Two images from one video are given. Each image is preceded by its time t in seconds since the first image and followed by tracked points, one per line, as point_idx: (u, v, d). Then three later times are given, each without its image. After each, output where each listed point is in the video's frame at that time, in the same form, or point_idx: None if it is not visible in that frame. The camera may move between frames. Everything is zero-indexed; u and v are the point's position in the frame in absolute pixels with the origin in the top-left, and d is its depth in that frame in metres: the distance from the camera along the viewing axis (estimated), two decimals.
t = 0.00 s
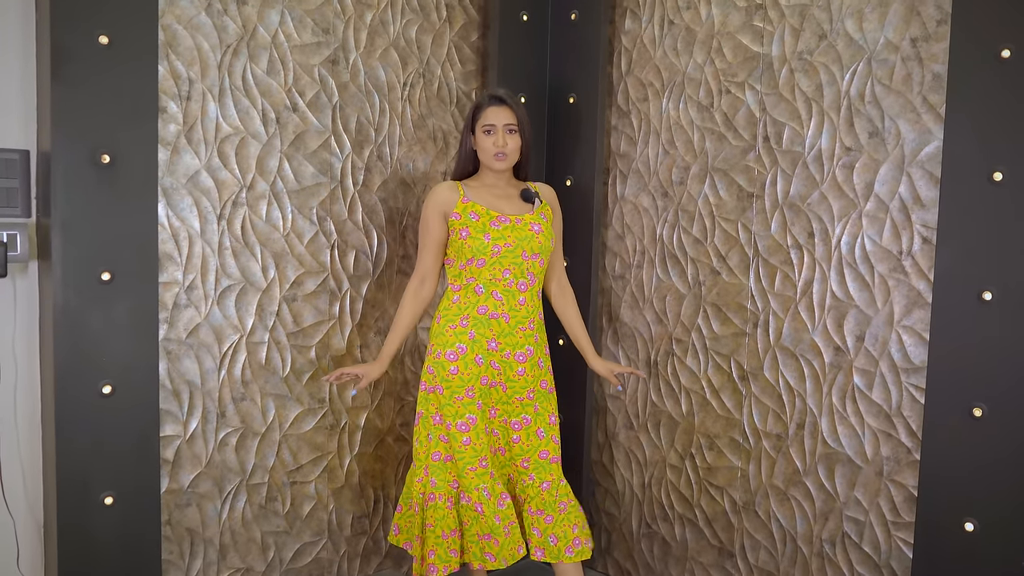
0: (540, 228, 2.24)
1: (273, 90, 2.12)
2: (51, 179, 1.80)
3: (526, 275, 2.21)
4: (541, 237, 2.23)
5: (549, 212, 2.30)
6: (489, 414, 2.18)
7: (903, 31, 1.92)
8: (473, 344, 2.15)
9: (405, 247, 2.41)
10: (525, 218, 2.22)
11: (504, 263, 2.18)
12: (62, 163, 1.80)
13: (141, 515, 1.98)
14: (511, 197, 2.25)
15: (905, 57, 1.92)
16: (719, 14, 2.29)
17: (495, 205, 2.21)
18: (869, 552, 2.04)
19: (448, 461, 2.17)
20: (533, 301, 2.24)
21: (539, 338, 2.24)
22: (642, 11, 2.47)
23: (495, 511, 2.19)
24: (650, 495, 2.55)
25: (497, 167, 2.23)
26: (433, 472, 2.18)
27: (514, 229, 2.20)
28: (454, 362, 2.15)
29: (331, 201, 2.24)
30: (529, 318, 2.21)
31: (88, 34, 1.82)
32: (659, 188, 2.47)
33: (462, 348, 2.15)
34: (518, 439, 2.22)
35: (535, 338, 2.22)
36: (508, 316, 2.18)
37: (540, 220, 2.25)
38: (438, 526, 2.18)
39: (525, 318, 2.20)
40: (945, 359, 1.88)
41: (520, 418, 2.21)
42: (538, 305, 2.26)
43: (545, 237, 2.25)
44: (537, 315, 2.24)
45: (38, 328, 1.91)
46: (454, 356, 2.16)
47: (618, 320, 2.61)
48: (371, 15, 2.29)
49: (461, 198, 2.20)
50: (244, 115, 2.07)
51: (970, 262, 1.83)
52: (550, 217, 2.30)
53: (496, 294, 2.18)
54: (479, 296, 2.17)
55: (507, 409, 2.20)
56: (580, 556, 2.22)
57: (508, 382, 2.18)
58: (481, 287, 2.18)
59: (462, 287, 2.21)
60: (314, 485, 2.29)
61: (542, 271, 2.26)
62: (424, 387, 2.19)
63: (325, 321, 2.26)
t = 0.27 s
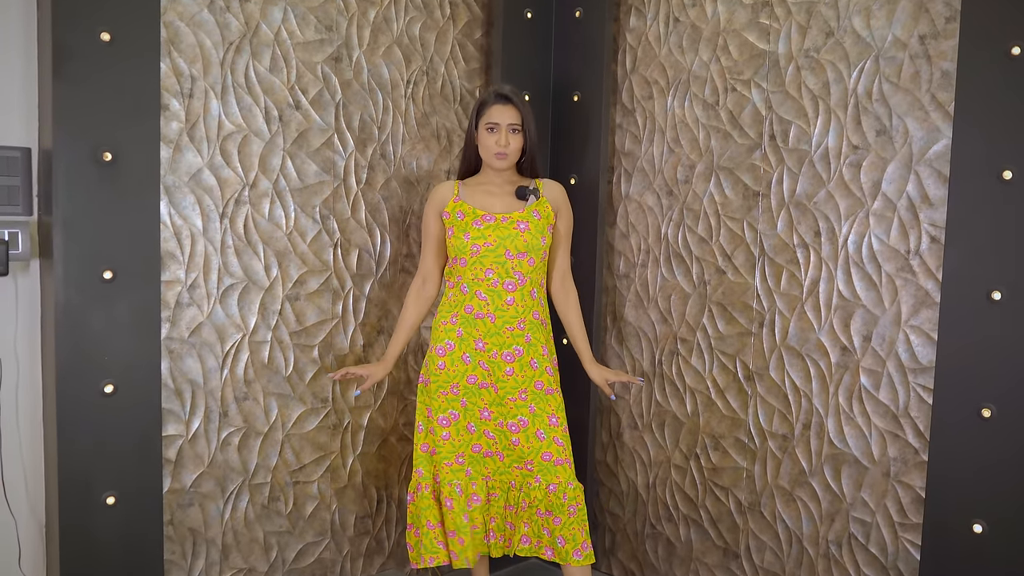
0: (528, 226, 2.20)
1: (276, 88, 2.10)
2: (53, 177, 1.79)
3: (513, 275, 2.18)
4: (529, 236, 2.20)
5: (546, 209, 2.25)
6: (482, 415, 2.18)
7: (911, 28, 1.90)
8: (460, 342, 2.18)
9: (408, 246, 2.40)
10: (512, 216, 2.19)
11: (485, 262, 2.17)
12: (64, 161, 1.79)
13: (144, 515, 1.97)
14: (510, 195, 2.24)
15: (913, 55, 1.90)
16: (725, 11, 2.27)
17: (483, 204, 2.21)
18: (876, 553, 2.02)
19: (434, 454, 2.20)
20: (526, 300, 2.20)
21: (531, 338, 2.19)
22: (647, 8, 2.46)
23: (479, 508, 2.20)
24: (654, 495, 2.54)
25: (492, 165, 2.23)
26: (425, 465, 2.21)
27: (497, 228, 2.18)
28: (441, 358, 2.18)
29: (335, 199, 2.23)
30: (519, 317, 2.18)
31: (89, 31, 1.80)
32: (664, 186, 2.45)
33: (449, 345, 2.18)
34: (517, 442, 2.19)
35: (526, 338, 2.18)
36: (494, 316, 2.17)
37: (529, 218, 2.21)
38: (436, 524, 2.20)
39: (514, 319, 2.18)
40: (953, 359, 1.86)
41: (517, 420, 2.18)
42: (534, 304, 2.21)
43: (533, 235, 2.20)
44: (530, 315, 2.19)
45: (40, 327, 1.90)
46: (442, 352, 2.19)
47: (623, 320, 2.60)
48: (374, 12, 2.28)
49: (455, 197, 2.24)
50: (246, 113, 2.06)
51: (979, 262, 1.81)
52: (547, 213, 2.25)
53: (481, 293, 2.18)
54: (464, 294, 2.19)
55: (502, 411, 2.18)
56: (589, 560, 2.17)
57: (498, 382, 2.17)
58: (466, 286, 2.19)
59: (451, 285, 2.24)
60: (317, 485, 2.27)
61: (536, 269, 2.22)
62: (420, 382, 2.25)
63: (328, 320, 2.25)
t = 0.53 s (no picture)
0: (535, 227, 2.16)
1: (287, 90, 2.11)
2: (66, 179, 1.79)
3: (521, 277, 2.16)
4: (534, 237, 2.16)
5: (556, 209, 2.19)
6: (485, 420, 2.18)
7: (926, 28, 1.88)
8: (470, 346, 2.19)
9: (419, 248, 2.39)
10: (518, 217, 2.16)
11: (492, 265, 2.17)
12: (77, 164, 1.80)
13: (156, 517, 1.97)
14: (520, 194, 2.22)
15: (928, 54, 1.88)
16: (737, 12, 2.26)
17: (493, 205, 2.22)
18: (892, 557, 2.00)
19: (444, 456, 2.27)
20: (535, 303, 2.16)
21: (541, 341, 2.16)
22: (659, 9, 2.45)
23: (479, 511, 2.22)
24: (667, 498, 2.53)
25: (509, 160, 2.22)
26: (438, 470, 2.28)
27: (504, 230, 2.17)
28: (454, 361, 2.22)
29: (346, 201, 2.23)
30: (528, 320, 2.15)
31: (101, 33, 1.81)
32: (676, 188, 2.44)
33: (460, 348, 2.21)
34: (519, 448, 2.15)
35: (535, 342, 2.15)
36: (501, 319, 2.15)
37: (536, 219, 2.17)
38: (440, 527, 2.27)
39: (522, 321, 2.15)
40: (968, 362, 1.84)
41: (520, 424, 2.15)
42: (544, 307, 2.17)
43: (541, 237, 2.17)
44: (539, 318, 2.16)
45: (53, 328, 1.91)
46: (455, 358, 2.22)
47: (634, 322, 2.59)
48: (385, 14, 2.28)
49: (466, 197, 2.26)
50: (258, 115, 2.06)
51: (995, 263, 1.79)
52: (557, 213, 2.19)
53: (488, 297, 2.18)
54: (473, 297, 2.20)
55: (504, 416, 2.16)
56: (588, 572, 2.11)
57: (503, 387, 2.15)
58: (475, 289, 2.20)
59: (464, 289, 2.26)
60: (328, 487, 2.27)
61: (546, 271, 2.18)
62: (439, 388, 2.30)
63: (340, 322, 2.25)
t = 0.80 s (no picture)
0: (570, 230, 2.16)
1: (301, 93, 2.11)
2: (81, 183, 1.82)
3: (553, 281, 2.14)
4: (571, 240, 2.16)
5: (586, 212, 2.23)
6: (505, 426, 2.15)
7: (942, 30, 1.87)
8: (494, 352, 2.16)
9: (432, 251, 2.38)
10: (553, 220, 2.15)
11: (525, 267, 2.14)
12: (92, 168, 1.82)
13: (169, 520, 1.99)
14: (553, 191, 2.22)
15: (944, 56, 1.87)
16: (750, 14, 2.25)
17: (526, 204, 2.19)
18: (907, 564, 1.98)
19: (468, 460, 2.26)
20: (564, 308, 2.15)
21: (567, 347, 2.14)
22: (672, 12, 2.44)
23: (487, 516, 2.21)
24: (680, 502, 2.52)
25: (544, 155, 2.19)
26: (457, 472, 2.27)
27: (538, 232, 2.14)
28: (480, 368, 2.19)
29: (359, 204, 2.23)
30: (557, 325, 2.13)
31: (117, 39, 1.84)
32: (689, 191, 2.43)
33: (486, 355, 2.18)
34: (537, 452, 2.14)
35: (562, 347, 2.13)
36: (530, 324, 2.12)
37: (571, 222, 2.17)
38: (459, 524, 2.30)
39: (551, 326, 2.13)
40: (982, 367, 1.82)
41: (539, 428, 2.13)
42: (572, 312, 2.16)
43: (576, 239, 2.16)
44: (567, 323, 2.14)
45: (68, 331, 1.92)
46: (482, 364, 2.19)
47: (647, 325, 2.59)
48: (398, 17, 2.28)
49: (493, 197, 2.20)
50: (272, 118, 2.07)
51: (1009, 266, 1.76)
52: (587, 216, 2.23)
53: (518, 301, 2.14)
54: (500, 302, 2.16)
55: (525, 421, 2.13)
56: None
57: (526, 392, 2.13)
58: (503, 293, 2.16)
59: (488, 292, 2.22)
60: (341, 490, 2.27)
61: (577, 276, 2.17)
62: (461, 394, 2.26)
63: (352, 325, 2.25)
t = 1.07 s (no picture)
0: (606, 228, 2.21)
1: (297, 93, 2.11)
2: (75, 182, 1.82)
3: (597, 281, 2.16)
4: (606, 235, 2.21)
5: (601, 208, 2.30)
6: (551, 434, 2.10)
7: (937, 32, 1.88)
8: (547, 359, 2.08)
9: (427, 252, 2.38)
10: (593, 217, 2.18)
11: (579, 269, 2.12)
12: (86, 167, 1.82)
13: (163, 520, 1.99)
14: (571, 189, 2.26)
15: (939, 59, 1.87)
16: (746, 16, 2.25)
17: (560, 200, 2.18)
18: (900, 563, 1.98)
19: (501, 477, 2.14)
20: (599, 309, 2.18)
21: (602, 347, 2.18)
22: (668, 14, 2.44)
23: (517, 530, 2.12)
24: (675, 503, 2.52)
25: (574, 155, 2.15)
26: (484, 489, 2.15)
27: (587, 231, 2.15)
28: (529, 380, 2.09)
29: (355, 205, 2.22)
30: (597, 326, 2.16)
31: (111, 37, 1.83)
32: (685, 192, 2.43)
33: (536, 365, 2.09)
34: (566, 451, 2.13)
35: (599, 347, 2.16)
36: (582, 327, 2.11)
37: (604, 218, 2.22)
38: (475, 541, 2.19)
39: (595, 328, 2.15)
40: (980, 367, 1.83)
41: (570, 429, 2.13)
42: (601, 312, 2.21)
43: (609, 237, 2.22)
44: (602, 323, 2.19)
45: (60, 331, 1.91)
46: (529, 374, 2.09)
47: (643, 326, 2.59)
48: (395, 17, 2.28)
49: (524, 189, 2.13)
50: (267, 118, 2.06)
51: (1004, 268, 1.78)
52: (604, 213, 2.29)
53: (572, 304, 2.11)
54: (556, 306, 2.09)
55: (565, 423, 2.12)
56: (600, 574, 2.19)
57: (571, 396, 2.11)
58: (557, 296, 2.09)
59: (533, 296, 2.11)
60: (335, 491, 2.26)
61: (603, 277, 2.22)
62: (497, 408, 2.12)
63: (348, 326, 2.24)
